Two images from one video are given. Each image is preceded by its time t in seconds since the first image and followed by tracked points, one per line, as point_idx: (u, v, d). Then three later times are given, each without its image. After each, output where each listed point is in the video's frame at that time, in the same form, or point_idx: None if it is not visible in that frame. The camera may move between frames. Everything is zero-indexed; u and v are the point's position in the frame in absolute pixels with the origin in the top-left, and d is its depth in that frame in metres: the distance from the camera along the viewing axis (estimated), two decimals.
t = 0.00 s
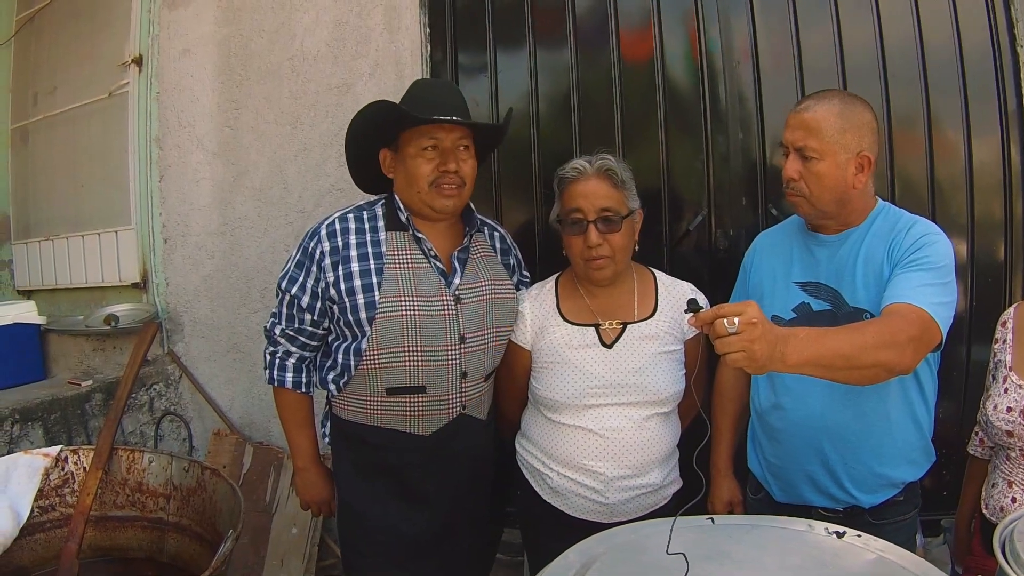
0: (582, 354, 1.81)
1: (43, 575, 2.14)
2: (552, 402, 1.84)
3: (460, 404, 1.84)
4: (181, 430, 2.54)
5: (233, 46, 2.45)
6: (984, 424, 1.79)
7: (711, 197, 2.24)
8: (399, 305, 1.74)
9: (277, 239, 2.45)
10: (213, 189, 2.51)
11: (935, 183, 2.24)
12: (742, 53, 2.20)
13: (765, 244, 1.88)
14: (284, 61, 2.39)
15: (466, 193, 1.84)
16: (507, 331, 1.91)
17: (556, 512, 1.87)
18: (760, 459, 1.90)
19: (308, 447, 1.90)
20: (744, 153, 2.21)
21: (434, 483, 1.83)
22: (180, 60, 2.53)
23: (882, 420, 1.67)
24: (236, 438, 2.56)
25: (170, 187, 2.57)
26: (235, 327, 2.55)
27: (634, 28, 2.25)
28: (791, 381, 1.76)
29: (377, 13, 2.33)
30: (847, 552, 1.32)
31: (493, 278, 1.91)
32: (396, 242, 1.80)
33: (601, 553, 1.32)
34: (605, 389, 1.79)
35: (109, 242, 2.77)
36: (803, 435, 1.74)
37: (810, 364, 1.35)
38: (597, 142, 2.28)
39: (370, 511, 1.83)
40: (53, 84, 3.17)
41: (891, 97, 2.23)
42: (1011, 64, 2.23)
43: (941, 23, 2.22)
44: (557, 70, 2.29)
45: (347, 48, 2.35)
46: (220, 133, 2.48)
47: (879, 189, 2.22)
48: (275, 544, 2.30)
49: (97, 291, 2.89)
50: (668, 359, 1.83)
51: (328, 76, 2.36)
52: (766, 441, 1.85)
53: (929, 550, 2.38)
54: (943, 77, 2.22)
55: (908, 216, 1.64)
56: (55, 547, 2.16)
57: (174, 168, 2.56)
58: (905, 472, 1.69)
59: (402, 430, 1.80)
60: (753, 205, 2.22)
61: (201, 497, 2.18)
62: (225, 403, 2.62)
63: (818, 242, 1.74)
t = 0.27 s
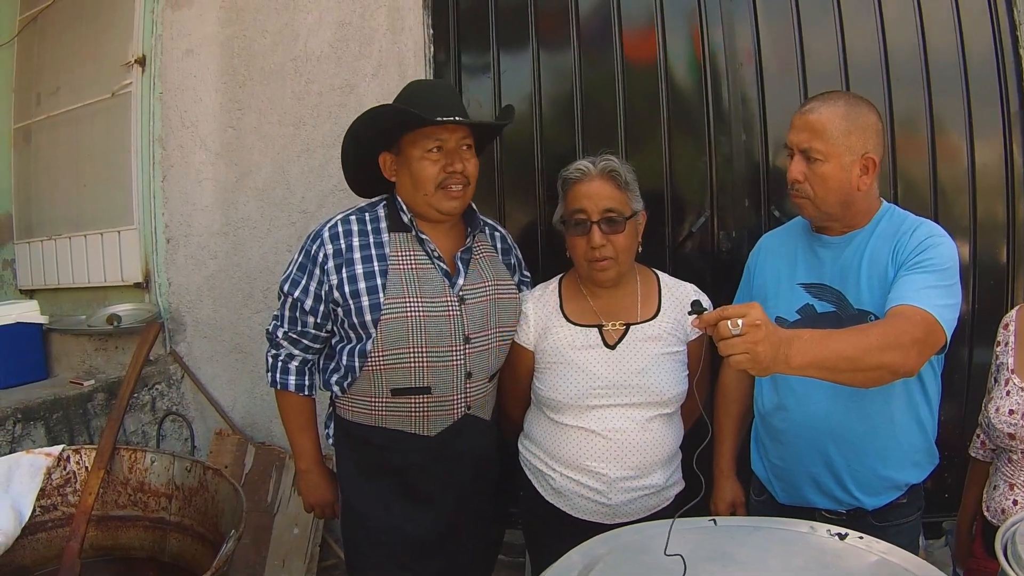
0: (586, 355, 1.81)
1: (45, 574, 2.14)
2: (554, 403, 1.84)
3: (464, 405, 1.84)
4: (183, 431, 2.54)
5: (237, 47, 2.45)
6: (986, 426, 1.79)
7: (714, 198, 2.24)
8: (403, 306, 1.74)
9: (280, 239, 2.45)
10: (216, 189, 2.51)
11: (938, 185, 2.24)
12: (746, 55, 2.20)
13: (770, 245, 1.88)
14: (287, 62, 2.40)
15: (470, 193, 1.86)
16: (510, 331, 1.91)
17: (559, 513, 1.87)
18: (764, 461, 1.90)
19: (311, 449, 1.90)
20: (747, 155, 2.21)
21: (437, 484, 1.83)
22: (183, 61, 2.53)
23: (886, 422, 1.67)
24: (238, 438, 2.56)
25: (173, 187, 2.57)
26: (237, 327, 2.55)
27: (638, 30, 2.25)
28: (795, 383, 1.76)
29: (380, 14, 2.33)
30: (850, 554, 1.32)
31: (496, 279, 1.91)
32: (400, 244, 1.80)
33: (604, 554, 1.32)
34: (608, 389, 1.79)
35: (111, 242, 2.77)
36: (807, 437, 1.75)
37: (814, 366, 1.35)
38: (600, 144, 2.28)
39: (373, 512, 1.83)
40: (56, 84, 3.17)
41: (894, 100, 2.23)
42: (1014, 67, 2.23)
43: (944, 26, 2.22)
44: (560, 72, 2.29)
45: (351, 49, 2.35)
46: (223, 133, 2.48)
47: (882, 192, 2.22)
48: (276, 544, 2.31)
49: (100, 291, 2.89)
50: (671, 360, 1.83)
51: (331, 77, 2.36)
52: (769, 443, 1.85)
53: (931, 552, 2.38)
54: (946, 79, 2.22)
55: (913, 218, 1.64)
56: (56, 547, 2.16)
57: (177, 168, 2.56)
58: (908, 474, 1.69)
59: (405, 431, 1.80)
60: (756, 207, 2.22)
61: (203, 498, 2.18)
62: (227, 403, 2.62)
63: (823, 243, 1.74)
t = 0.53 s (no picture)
0: (591, 354, 1.81)
1: (48, 573, 2.14)
2: (560, 403, 1.84)
3: (470, 405, 1.84)
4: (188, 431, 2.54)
5: (241, 47, 2.45)
6: (990, 427, 1.79)
7: (719, 199, 2.24)
8: (409, 307, 1.74)
9: (285, 239, 2.45)
10: (220, 189, 2.51)
11: (942, 186, 2.24)
12: (751, 55, 2.20)
13: (775, 246, 1.88)
14: (292, 62, 2.40)
15: (476, 193, 1.87)
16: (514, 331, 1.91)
17: (564, 513, 1.87)
18: (768, 462, 1.90)
19: (316, 451, 1.90)
20: (752, 155, 2.21)
21: (442, 484, 1.83)
22: (188, 60, 2.53)
23: (891, 425, 1.67)
24: (242, 438, 2.56)
25: (177, 187, 2.58)
26: (242, 327, 2.55)
27: (642, 30, 2.25)
28: (799, 385, 1.76)
29: (385, 14, 2.33)
30: (855, 554, 1.32)
31: (501, 279, 1.91)
32: (405, 244, 1.80)
33: (609, 555, 1.32)
34: (613, 389, 1.79)
35: (116, 242, 2.77)
36: (811, 440, 1.75)
37: (819, 369, 1.35)
38: (605, 144, 2.28)
39: (378, 512, 1.83)
40: (60, 84, 3.17)
41: (899, 100, 2.23)
42: (1019, 67, 2.23)
43: (948, 25, 2.21)
44: (564, 72, 2.29)
45: (355, 49, 2.35)
46: (228, 133, 2.48)
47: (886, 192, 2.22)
48: (280, 543, 2.31)
49: (104, 291, 2.89)
50: (676, 359, 1.83)
51: (336, 76, 2.36)
52: (774, 445, 1.85)
53: (935, 553, 2.38)
54: (951, 80, 2.22)
55: (918, 220, 1.64)
56: (61, 546, 2.16)
57: (181, 168, 2.57)
58: (913, 476, 1.69)
59: (411, 432, 1.80)
60: (761, 207, 2.22)
61: (207, 497, 2.18)
62: (231, 403, 2.63)
63: (828, 245, 1.74)
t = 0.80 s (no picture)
0: (592, 354, 1.81)
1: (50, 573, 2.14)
2: (561, 402, 1.84)
3: (471, 404, 1.84)
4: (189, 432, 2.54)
5: (242, 48, 2.45)
6: (990, 426, 1.79)
7: (719, 199, 2.25)
8: (409, 307, 1.74)
9: (286, 239, 2.46)
10: (221, 190, 2.52)
11: (943, 187, 2.24)
12: (751, 55, 2.20)
13: (775, 246, 1.89)
14: (293, 63, 2.40)
15: (477, 192, 1.87)
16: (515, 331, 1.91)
17: (564, 513, 1.87)
18: (767, 462, 1.90)
19: (317, 452, 1.91)
20: (753, 155, 2.21)
21: (443, 484, 1.83)
22: (189, 61, 2.54)
23: (890, 425, 1.67)
24: (243, 438, 2.57)
25: (178, 187, 2.58)
26: (243, 327, 2.56)
27: (643, 31, 2.25)
28: (798, 386, 1.76)
29: (386, 14, 2.33)
30: (856, 554, 1.32)
31: (502, 279, 1.92)
32: (405, 244, 1.80)
33: (611, 555, 1.32)
34: (615, 388, 1.80)
35: (117, 242, 2.78)
36: (810, 440, 1.75)
37: (818, 369, 1.35)
38: (606, 144, 2.28)
39: (379, 512, 1.83)
40: (61, 84, 3.18)
41: (899, 101, 2.23)
42: (1020, 67, 2.23)
43: (949, 25, 2.21)
44: (565, 73, 2.30)
45: (356, 50, 2.35)
46: (229, 134, 2.49)
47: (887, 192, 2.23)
48: (282, 544, 2.31)
49: (105, 291, 2.90)
50: (677, 359, 1.83)
51: (337, 77, 2.36)
52: (773, 445, 1.85)
53: (936, 553, 2.38)
54: (951, 81, 2.22)
55: (918, 220, 1.64)
56: (63, 546, 2.16)
57: (183, 169, 2.57)
58: (912, 476, 1.69)
59: (412, 431, 1.80)
60: (762, 207, 2.22)
61: (208, 498, 2.18)
62: (233, 403, 2.63)
63: (828, 245, 1.74)
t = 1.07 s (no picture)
0: (594, 356, 1.81)
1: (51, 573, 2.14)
2: (563, 404, 1.84)
3: (473, 405, 1.85)
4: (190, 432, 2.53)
5: (245, 48, 2.46)
6: (990, 428, 1.79)
7: (721, 201, 2.25)
8: (411, 308, 1.74)
9: (288, 239, 2.46)
10: (223, 190, 2.52)
11: (945, 189, 2.24)
12: (753, 57, 2.20)
13: (775, 249, 1.89)
14: (295, 63, 2.40)
15: (477, 194, 1.86)
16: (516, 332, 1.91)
17: (566, 513, 1.88)
18: (767, 464, 1.90)
19: (318, 453, 1.91)
20: (755, 157, 2.21)
21: (444, 484, 1.84)
22: (191, 61, 2.54)
23: (889, 427, 1.67)
24: (245, 438, 2.57)
25: (180, 187, 2.59)
26: (245, 327, 2.56)
27: (645, 32, 2.25)
28: (797, 388, 1.76)
29: (388, 15, 2.33)
30: (857, 555, 1.33)
31: (503, 280, 1.92)
32: (406, 245, 1.81)
33: (613, 556, 1.32)
34: (617, 390, 1.80)
35: (118, 242, 2.78)
36: (810, 442, 1.75)
37: (817, 372, 1.36)
38: (608, 145, 2.28)
39: (381, 512, 1.83)
40: (62, 84, 3.18)
41: (901, 103, 2.23)
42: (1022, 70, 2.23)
43: (951, 28, 2.22)
44: (567, 74, 2.30)
45: (359, 51, 2.35)
46: (231, 134, 2.49)
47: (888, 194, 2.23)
48: (283, 544, 2.32)
49: (107, 291, 2.90)
50: (679, 361, 1.84)
51: (340, 78, 2.37)
52: (773, 447, 1.86)
53: (936, 555, 2.39)
54: (953, 83, 2.22)
55: (916, 222, 1.64)
56: (64, 546, 2.16)
57: (184, 169, 2.57)
58: (911, 478, 1.69)
59: (414, 432, 1.81)
60: (764, 209, 2.22)
61: (210, 498, 2.18)
62: (234, 403, 2.63)
63: (827, 248, 1.74)
